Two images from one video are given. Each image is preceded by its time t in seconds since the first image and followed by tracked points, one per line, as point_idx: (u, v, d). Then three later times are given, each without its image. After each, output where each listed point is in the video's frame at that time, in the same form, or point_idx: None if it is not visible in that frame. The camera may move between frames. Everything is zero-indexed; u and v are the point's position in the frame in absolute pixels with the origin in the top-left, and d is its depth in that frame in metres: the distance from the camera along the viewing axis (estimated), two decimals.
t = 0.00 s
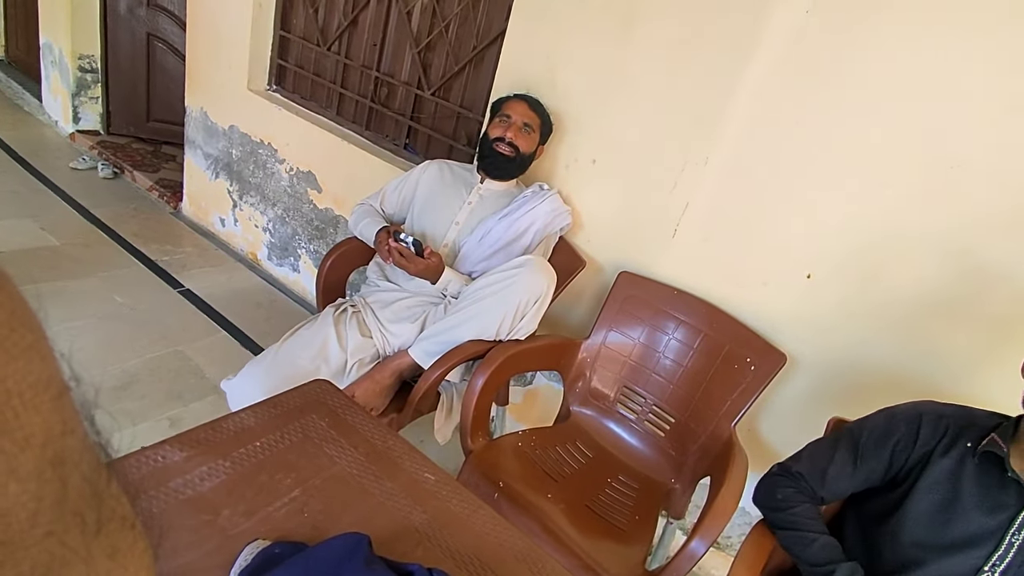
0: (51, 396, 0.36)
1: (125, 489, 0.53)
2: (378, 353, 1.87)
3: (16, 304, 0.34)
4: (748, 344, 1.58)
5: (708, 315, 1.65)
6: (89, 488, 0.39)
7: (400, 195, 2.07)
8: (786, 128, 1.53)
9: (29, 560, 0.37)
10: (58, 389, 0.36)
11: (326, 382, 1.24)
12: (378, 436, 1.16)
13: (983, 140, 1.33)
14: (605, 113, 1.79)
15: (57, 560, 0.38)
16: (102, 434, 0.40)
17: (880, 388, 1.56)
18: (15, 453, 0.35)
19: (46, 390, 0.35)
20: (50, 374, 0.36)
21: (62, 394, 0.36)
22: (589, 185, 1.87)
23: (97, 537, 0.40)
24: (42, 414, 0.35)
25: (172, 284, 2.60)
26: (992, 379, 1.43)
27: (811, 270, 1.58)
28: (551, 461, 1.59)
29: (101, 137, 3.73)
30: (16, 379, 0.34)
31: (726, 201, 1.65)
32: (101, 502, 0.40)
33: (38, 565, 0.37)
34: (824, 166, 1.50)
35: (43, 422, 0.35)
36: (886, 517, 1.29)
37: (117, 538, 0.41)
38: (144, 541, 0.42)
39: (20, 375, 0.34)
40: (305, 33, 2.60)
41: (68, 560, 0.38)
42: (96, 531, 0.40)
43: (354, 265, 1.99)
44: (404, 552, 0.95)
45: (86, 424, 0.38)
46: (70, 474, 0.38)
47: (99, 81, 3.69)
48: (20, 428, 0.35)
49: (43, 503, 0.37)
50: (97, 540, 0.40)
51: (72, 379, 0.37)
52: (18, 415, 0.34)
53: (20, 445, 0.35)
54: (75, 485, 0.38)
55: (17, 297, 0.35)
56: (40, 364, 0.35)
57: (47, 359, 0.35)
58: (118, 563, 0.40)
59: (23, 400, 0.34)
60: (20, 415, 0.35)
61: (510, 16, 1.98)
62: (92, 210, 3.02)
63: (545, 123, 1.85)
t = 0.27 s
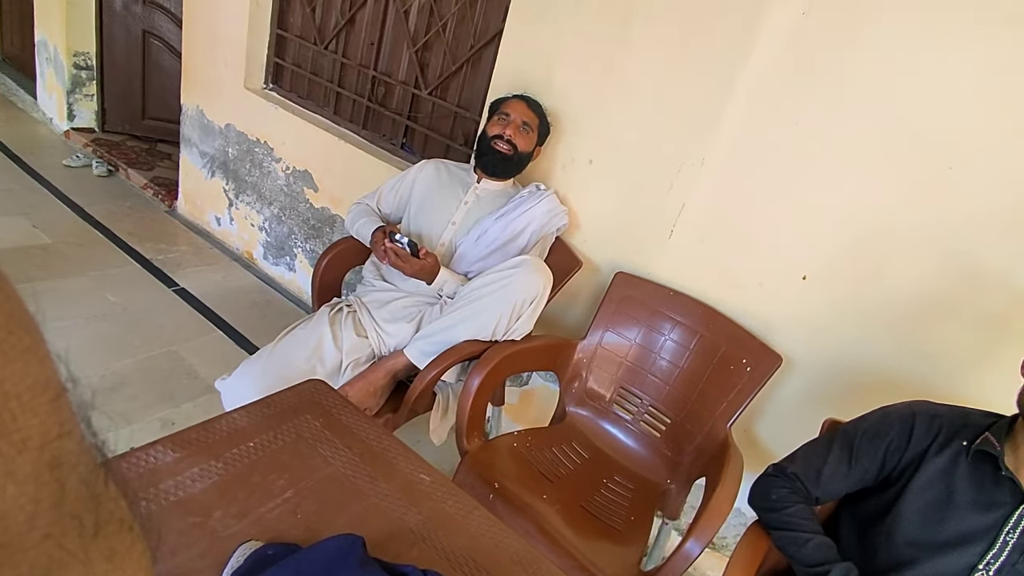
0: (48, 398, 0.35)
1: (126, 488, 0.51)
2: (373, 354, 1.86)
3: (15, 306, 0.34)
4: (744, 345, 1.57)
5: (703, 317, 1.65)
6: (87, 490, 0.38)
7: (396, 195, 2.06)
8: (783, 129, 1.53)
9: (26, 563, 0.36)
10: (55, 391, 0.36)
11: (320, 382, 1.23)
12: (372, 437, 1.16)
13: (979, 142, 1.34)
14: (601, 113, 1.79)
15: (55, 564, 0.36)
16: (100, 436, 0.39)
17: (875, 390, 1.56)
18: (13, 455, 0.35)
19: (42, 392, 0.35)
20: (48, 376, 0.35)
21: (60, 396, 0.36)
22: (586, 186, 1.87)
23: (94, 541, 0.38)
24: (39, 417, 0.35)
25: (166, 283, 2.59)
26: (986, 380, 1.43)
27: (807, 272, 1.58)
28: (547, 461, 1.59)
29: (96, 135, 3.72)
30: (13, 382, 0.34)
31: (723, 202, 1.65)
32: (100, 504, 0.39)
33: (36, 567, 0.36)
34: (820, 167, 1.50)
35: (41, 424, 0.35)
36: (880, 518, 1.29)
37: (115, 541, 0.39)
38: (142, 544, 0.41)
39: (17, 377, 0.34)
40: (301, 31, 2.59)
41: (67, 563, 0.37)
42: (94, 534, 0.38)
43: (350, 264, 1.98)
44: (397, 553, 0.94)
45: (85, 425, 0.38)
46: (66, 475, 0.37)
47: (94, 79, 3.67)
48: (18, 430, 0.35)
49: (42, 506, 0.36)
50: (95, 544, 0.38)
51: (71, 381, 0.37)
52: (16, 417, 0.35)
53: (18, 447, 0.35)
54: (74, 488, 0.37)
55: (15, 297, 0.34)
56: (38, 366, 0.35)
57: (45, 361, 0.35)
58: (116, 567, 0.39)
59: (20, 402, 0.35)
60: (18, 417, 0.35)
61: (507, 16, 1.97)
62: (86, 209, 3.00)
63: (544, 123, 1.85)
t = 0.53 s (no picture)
0: (49, 397, 0.35)
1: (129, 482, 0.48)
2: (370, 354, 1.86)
3: (16, 305, 0.34)
4: (741, 346, 1.58)
5: (700, 317, 1.65)
6: (87, 490, 0.38)
7: (394, 195, 2.06)
8: (780, 130, 1.53)
9: (26, 563, 0.35)
10: (56, 390, 0.35)
11: (317, 383, 1.23)
12: (369, 437, 1.15)
13: (976, 143, 1.34)
14: (599, 114, 1.79)
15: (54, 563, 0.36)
16: (102, 436, 0.39)
17: (872, 391, 1.56)
18: (13, 454, 0.34)
19: (42, 391, 0.35)
20: (48, 375, 0.35)
21: (60, 395, 0.35)
22: (584, 186, 1.87)
23: (94, 541, 0.38)
24: (39, 416, 0.35)
25: (163, 283, 2.58)
26: (982, 380, 1.44)
27: (804, 272, 1.58)
28: (544, 462, 1.59)
29: (93, 135, 3.71)
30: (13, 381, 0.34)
31: (720, 202, 1.65)
32: (100, 503, 0.38)
33: (36, 567, 0.35)
34: (817, 168, 1.51)
35: (41, 424, 0.35)
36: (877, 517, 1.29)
37: (116, 541, 0.38)
38: (142, 544, 0.40)
39: (17, 376, 0.34)
40: (299, 31, 2.58)
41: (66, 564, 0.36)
42: (93, 534, 0.38)
43: (347, 265, 1.98)
44: (394, 554, 0.94)
45: (85, 424, 0.37)
46: (67, 474, 0.36)
47: (90, 78, 3.66)
48: (17, 431, 0.35)
49: (42, 505, 0.35)
50: (95, 544, 0.38)
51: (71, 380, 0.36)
52: (16, 416, 0.34)
53: (18, 447, 0.35)
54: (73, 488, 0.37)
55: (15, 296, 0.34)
56: (38, 365, 0.35)
57: (45, 360, 0.35)
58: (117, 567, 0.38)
59: (21, 401, 0.34)
60: (18, 416, 0.34)
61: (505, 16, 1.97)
62: (82, 209, 3.00)
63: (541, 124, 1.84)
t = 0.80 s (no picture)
0: (43, 397, 0.33)
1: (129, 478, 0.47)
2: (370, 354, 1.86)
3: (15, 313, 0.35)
4: (741, 345, 1.57)
5: (700, 317, 1.64)
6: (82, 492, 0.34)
7: (393, 195, 2.06)
8: (779, 130, 1.53)
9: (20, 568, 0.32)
10: (49, 391, 0.34)
11: (317, 383, 1.23)
12: (368, 437, 1.15)
13: (976, 143, 1.34)
14: (598, 114, 1.79)
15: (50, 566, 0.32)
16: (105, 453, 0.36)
17: (872, 391, 1.56)
18: (8, 456, 0.32)
19: (38, 391, 0.33)
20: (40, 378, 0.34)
21: (55, 397, 0.33)
22: (583, 186, 1.87)
23: (91, 542, 0.34)
24: (35, 418, 0.33)
25: (162, 283, 2.58)
26: (982, 380, 1.44)
27: (803, 271, 1.58)
28: (544, 462, 1.58)
29: (92, 134, 3.70)
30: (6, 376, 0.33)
31: (720, 201, 1.64)
32: (95, 507, 0.35)
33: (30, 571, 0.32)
34: (817, 167, 1.50)
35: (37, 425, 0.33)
36: (875, 517, 1.29)
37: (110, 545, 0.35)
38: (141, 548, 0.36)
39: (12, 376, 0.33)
40: (298, 30, 2.58)
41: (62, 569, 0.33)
42: (88, 538, 0.34)
43: (346, 265, 1.98)
44: (392, 554, 0.94)
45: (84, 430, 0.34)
46: (62, 476, 0.34)
47: (90, 78, 3.66)
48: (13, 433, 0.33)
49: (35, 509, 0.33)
50: (88, 548, 0.34)
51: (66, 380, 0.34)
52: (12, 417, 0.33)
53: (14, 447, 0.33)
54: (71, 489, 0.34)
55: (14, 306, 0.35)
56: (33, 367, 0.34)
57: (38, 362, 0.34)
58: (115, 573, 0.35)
59: (15, 401, 0.33)
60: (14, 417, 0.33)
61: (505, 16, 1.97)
62: (82, 209, 2.99)
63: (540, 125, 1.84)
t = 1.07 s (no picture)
0: (41, 402, 0.43)
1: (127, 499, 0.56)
2: (370, 354, 1.86)
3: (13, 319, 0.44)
4: (740, 346, 1.58)
5: (699, 318, 1.65)
6: (79, 491, 0.43)
7: (393, 195, 2.06)
8: (778, 132, 1.53)
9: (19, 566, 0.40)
10: (46, 393, 0.43)
11: (317, 382, 1.23)
12: (369, 437, 1.15)
13: (974, 145, 1.34)
14: (598, 115, 1.79)
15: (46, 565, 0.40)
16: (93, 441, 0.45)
17: (871, 391, 1.57)
18: (7, 456, 0.41)
19: (34, 395, 0.43)
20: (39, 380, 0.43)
21: (52, 398, 0.43)
22: (584, 187, 1.87)
23: (90, 540, 0.42)
24: (32, 419, 0.42)
25: (162, 282, 2.58)
26: (981, 382, 1.44)
27: (803, 272, 1.58)
28: (544, 462, 1.59)
29: (92, 133, 3.71)
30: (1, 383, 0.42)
31: (719, 202, 1.65)
32: (91, 507, 0.43)
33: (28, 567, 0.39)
34: (816, 168, 1.51)
35: (33, 425, 0.42)
36: (875, 518, 1.29)
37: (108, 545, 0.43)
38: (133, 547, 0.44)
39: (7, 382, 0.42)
40: (299, 30, 2.58)
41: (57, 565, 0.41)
42: (86, 534, 0.42)
43: (347, 264, 1.98)
44: (393, 554, 0.94)
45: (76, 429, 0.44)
46: (60, 477, 0.43)
47: (90, 77, 3.66)
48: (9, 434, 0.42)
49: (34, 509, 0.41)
50: (87, 544, 0.42)
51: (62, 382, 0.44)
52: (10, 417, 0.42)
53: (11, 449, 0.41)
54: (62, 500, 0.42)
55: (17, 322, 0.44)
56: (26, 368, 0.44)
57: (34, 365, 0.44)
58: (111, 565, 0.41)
59: (15, 403, 0.42)
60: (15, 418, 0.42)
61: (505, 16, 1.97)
62: (82, 208, 3.00)
63: (528, 130, 1.83)
